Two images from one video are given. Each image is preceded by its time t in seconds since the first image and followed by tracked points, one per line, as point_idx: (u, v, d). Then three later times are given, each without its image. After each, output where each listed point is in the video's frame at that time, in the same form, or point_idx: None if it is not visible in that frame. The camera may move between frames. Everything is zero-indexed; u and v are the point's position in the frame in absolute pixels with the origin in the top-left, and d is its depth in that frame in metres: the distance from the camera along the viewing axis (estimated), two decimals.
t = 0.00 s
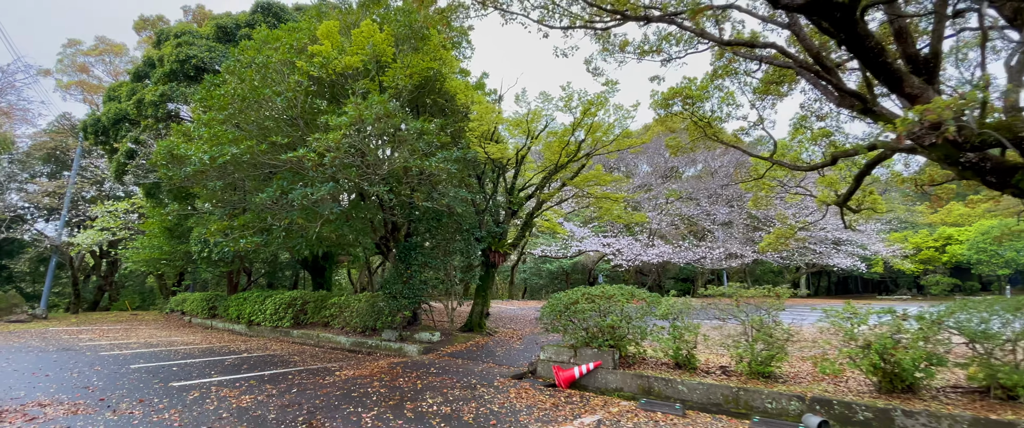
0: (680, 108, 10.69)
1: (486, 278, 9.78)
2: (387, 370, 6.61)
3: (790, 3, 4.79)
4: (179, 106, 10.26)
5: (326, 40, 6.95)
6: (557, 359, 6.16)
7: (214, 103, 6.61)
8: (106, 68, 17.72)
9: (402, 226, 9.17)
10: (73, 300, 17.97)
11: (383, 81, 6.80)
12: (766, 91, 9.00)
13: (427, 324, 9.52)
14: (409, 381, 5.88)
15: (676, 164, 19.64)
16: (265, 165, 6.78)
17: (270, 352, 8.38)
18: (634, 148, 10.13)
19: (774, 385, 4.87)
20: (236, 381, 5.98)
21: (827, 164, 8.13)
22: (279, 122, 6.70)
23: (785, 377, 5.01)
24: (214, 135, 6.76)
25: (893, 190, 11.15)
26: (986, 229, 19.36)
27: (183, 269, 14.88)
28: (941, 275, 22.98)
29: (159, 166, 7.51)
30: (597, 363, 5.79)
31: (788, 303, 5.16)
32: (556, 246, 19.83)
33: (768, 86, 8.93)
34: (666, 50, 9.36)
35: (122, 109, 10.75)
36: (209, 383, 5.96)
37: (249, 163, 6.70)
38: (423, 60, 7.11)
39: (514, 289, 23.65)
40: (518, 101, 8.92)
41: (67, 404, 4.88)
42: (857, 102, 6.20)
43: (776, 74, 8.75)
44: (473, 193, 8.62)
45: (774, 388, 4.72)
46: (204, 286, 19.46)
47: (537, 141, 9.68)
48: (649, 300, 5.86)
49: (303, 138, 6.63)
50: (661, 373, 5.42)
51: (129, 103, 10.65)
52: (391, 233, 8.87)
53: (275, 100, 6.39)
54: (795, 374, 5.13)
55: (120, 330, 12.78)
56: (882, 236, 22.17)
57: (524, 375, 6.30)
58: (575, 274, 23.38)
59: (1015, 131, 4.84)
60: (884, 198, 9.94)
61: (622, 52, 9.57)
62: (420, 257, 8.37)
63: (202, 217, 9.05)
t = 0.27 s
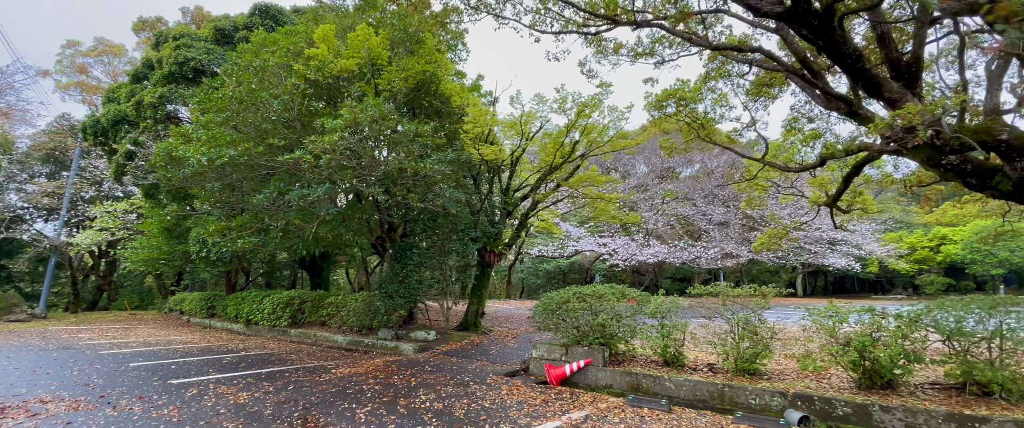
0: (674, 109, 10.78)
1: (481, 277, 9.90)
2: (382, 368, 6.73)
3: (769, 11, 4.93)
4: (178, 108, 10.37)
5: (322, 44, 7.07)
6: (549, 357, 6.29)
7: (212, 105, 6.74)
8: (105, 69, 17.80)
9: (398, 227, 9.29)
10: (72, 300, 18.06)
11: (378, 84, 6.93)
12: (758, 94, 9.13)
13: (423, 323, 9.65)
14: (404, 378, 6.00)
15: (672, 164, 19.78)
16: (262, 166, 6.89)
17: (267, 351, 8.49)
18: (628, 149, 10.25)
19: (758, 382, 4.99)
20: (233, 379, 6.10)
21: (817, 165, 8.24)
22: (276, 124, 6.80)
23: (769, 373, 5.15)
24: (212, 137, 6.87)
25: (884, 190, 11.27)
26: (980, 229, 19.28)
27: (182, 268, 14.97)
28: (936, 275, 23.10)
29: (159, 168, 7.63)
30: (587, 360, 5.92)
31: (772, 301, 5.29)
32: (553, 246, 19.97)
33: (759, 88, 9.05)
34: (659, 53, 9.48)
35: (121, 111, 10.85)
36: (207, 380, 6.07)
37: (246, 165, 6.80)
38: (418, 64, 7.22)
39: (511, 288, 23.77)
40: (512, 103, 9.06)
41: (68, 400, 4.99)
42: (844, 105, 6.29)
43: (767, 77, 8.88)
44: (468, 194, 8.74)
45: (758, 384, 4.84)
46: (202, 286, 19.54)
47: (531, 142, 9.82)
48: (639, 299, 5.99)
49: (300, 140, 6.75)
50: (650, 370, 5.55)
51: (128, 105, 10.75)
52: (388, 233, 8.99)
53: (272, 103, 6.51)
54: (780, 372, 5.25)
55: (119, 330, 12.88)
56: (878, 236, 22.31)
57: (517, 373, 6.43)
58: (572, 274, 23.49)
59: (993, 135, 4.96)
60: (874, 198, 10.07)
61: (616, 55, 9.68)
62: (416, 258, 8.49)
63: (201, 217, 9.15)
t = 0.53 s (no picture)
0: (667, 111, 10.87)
1: (476, 277, 10.02)
2: (376, 366, 6.85)
3: (748, 20, 5.25)
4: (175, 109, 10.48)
5: (318, 47, 7.19)
6: (540, 355, 6.41)
7: (210, 107, 6.87)
8: (103, 70, 17.85)
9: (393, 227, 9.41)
10: (70, 300, 18.13)
11: (372, 87, 7.05)
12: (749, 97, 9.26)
13: (419, 322, 9.76)
14: (398, 376, 6.12)
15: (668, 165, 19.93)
16: (259, 168, 7.02)
17: (264, 350, 8.60)
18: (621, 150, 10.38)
19: (741, 379, 5.13)
20: (229, 377, 6.21)
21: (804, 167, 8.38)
22: (272, 126, 6.94)
23: (753, 371, 5.28)
24: (209, 139, 6.99)
25: (874, 192, 11.41)
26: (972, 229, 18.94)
27: (180, 268, 15.06)
28: (929, 275, 23.25)
29: (156, 169, 7.74)
30: (577, 358, 6.04)
31: (756, 300, 5.43)
32: (549, 246, 20.11)
33: (749, 91, 9.19)
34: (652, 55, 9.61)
35: (119, 112, 10.94)
36: (203, 378, 6.18)
37: (243, 166, 6.92)
38: (412, 67, 7.35)
39: (508, 288, 23.88)
40: (505, 107, 9.13)
41: (67, 397, 5.10)
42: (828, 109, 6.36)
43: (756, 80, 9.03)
44: (462, 195, 8.86)
45: (741, 382, 4.98)
46: (200, 286, 19.62)
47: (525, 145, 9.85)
48: (628, 298, 6.12)
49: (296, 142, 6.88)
50: (637, 368, 5.68)
51: (126, 106, 10.84)
52: (383, 233, 9.11)
53: (268, 106, 6.64)
54: (764, 369, 5.38)
55: (116, 329, 12.97)
56: (872, 236, 22.47)
57: (508, 371, 6.56)
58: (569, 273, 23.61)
59: (971, 138, 5.07)
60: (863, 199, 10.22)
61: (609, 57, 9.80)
62: (410, 258, 8.60)
63: (198, 218, 9.26)
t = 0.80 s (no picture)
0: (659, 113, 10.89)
1: (469, 277, 10.11)
2: (369, 365, 6.93)
3: (729, 27, 5.35)
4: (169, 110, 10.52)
5: (311, 50, 7.28)
6: (530, 355, 6.51)
7: (204, 109, 6.94)
8: (98, 70, 17.84)
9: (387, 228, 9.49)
10: (64, 300, 18.10)
11: (365, 90, 7.15)
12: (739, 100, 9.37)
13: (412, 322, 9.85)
14: (390, 375, 6.21)
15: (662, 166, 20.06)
16: (253, 169, 7.09)
17: (257, 349, 8.66)
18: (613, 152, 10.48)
19: (725, 377, 5.24)
20: (223, 376, 6.29)
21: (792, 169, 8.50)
22: (265, 128, 7.02)
23: (737, 369, 5.40)
24: (203, 141, 7.06)
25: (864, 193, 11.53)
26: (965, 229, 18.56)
27: (175, 268, 15.09)
28: (921, 275, 23.45)
29: (151, 170, 7.80)
30: (566, 358, 6.15)
31: (740, 301, 5.54)
32: (544, 246, 20.21)
33: (739, 93, 9.32)
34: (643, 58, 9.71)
35: (114, 113, 10.98)
36: (197, 378, 6.25)
37: (237, 168, 6.99)
38: (404, 70, 7.44)
39: (504, 288, 23.95)
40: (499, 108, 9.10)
41: (62, 396, 5.17)
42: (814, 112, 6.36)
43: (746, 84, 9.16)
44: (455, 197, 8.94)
45: (725, 380, 5.09)
46: (195, 286, 19.61)
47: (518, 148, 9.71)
48: (616, 298, 6.23)
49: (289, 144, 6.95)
50: (625, 367, 5.79)
51: (121, 107, 10.88)
52: (376, 234, 9.18)
53: (262, 108, 6.72)
54: (748, 368, 5.50)
55: (111, 329, 12.99)
56: (864, 237, 22.65)
57: (499, 370, 6.65)
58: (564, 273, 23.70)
59: (949, 142, 5.20)
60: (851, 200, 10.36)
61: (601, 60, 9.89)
62: (403, 258, 8.67)
63: (192, 219, 9.32)
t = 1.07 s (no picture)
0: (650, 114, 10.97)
1: (462, 277, 10.19)
2: (360, 364, 7.00)
3: (710, 32, 5.64)
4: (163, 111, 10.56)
5: (303, 52, 7.35)
6: (519, 353, 6.61)
7: (197, 110, 7.02)
8: (92, 69, 17.83)
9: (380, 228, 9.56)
10: (58, 300, 18.08)
11: (356, 91, 7.22)
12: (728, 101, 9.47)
13: (405, 321, 9.92)
14: (380, 374, 6.29)
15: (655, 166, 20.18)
16: (246, 169, 7.17)
17: (250, 349, 8.72)
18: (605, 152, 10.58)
19: (709, 374, 5.34)
20: (215, 374, 6.35)
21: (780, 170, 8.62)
22: (257, 129, 7.09)
23: (720, 367, 5.50)
24: (196, 141, 7.13)
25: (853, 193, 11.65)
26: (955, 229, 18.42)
27: (169, 268, 15.11)
28: (913, 275, 23.63)
29: (143, 170, 7.85)
30: (554, 356, 6.24)
31: (723, 299, 5.65)
32: (539, 246, 20.32)
33: (728, 95, 9.43)
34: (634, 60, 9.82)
35: (108, 113, 11.01)
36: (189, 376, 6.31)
37: (229, 168, 7.06)
38: (396, 72, 7.51)
39: (499, 288, 24.02)
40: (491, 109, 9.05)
41: (54, 394, 5.22)
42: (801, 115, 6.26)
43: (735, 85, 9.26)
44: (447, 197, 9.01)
45: (708, 377, 5.19)
46: (189, 286, 19.61)
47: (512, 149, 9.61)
48: (604, 297, 6.32)
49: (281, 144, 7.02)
50: (611, 365, 5.88)
51: (115, 107, 10.91)
52: (368, 234, 9.25)
53: (253, 109, 6.80)
54: (732, 366, 5.60)
55: (105, 329, 13.01)
56: (856, 237, 22.81)
57: (489, 368, 6.73)
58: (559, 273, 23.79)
59: (928, 145, 5.27)
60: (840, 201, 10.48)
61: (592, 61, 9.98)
62: (395, 258, 8.75)
63: (185, 219, 9.36)
